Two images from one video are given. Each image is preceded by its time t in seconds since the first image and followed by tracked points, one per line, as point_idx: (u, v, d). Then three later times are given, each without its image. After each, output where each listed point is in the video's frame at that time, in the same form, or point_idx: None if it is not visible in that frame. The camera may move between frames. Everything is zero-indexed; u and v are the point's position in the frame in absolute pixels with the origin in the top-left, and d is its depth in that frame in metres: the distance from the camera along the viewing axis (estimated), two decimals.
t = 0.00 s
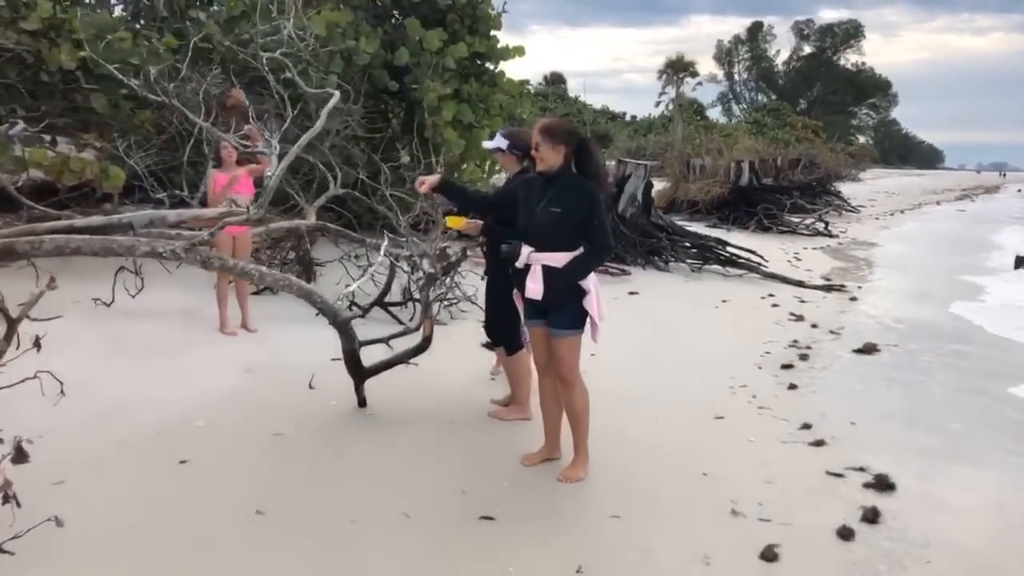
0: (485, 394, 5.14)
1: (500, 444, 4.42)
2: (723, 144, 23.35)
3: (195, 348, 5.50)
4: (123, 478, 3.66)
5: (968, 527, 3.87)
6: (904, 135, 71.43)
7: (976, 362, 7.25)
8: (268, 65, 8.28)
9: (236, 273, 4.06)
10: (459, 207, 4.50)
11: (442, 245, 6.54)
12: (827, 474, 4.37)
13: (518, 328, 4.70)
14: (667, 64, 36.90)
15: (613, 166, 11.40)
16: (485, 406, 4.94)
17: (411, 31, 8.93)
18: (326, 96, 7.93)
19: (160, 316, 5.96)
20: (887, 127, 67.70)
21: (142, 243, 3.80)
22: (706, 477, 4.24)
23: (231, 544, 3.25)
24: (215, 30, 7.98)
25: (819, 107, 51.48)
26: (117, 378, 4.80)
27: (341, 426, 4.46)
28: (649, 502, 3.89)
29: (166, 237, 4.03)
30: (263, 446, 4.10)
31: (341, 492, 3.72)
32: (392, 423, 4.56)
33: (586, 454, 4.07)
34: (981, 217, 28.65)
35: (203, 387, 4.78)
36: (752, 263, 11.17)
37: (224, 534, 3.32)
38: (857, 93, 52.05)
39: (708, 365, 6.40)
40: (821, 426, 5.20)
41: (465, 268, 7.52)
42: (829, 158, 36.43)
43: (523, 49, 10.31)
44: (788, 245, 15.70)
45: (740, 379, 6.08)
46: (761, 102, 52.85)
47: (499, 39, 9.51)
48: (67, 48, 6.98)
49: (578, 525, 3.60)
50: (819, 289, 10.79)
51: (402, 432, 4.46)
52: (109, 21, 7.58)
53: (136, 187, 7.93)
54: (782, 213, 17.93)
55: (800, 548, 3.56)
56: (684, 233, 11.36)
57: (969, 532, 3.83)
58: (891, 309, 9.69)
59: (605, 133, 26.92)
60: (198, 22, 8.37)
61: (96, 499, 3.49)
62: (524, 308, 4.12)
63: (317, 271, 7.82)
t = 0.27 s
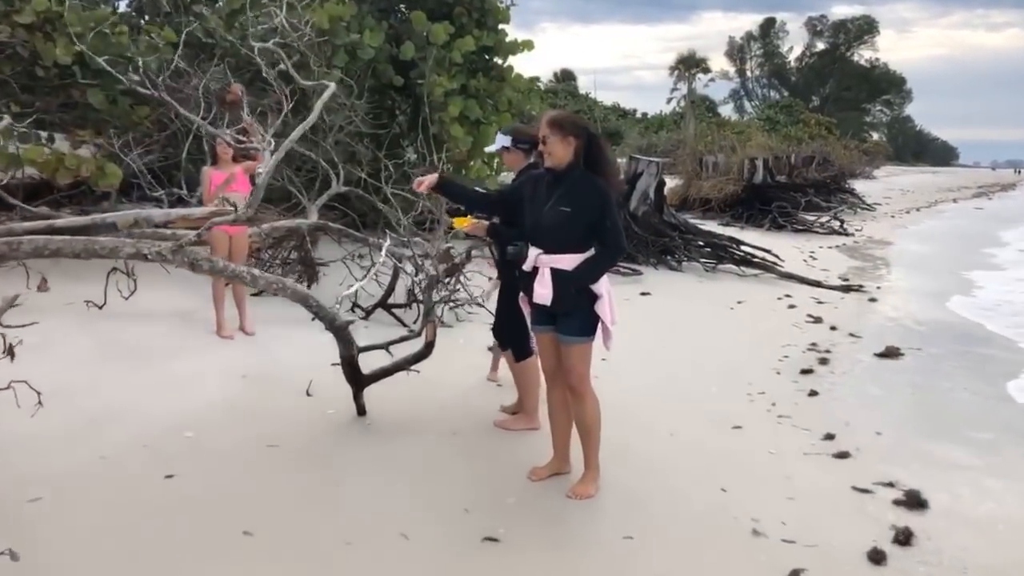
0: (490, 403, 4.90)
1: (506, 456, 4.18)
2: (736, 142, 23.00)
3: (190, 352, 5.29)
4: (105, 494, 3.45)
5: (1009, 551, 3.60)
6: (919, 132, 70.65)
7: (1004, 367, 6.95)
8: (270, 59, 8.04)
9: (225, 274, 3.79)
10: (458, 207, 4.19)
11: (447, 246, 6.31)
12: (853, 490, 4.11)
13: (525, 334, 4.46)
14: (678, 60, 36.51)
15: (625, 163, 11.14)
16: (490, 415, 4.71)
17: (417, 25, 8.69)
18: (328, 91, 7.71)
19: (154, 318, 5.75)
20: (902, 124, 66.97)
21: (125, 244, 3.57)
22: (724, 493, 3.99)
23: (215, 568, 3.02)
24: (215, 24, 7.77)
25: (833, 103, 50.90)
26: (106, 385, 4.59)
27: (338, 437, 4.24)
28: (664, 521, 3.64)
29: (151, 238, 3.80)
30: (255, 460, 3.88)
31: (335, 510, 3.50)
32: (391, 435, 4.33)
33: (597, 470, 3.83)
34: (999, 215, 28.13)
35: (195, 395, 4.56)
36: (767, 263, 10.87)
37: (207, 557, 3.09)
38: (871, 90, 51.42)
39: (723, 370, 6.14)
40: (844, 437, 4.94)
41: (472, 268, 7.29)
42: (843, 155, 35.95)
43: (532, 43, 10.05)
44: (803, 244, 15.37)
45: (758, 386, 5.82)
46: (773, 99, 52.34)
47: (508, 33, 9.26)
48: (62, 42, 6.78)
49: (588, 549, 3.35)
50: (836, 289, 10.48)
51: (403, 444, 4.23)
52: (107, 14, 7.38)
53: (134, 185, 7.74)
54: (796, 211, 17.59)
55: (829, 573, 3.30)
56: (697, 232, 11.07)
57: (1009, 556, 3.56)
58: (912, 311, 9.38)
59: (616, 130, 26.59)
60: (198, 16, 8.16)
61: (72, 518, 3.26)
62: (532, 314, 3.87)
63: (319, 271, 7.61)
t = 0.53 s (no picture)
0: (496, 416, 4.72)
1: (512, 476, 4.00)
2: (745, 142, 22.74)
3: (186, 362, 5.12)
4: (89, 517, 3.27)
5: None
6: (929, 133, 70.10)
7: None
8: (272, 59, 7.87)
9: (218, 284, 3.61)
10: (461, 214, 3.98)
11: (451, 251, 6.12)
12: (878, 513, 3.90)
13: (532, 346, 4.27)
14: (687, 61, 36.23)
15: (634, 165, 10.92)
16: (496, 431, 4.52)
17: (422, 24, 8.51)
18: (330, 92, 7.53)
19: (151, 327, 5.59)
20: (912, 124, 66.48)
21: (112, 254, 3.40)
22: (742, 516, 3.79)
23: None
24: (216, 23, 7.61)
25: (842, 103, 50.50)
26: (97, 397, 4.42)
27: (337, 455, 4.05)
28: (678, 547, 3.45)
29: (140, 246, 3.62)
30: (249, 480, 3.70)
31: (332, 535, 3.32)
32: (393, 452, 4.15)
33: (608, 491, 3.63)
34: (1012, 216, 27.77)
35: (190, 408, 4.39)
36: (780, 267, 10.65)
37: None
38: (881, 90, 51.00)
39: (738, 381, 5.93)
40: (867, 453, 4.72)
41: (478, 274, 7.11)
42: (853, 155, 35.60)
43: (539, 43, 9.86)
44: (814, 246, 15.12)
45: (774, 398, 5.61)
46: (782, 100, 51.98)
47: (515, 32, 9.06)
48: (59, 42, 6.63)
49: None
50: (851, 293, 10.25)
51: (404, 462, 4.05)
52: (105, 14, 7.23)
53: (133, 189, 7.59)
54: (807, 212, 17.33)
55: None
56: (708, 235, 10.85)
57: None
58: (930, 316, 9.14)
59: (625, 131, 26.37)
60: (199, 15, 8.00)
61: (53, 544, 3.09)
62: (539, 327, 3.68)
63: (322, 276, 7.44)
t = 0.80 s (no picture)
0: (498, 428, 4.53)
1: (514, 491, 3.81)
2: (755, 144, 22.49)
3: (179, 369, 4.96)
4: (68, 537, 3.10)
5: None
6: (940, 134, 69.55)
7: None
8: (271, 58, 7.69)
9: (203, 291, 3.43)
10: (458, 217, 3.80)
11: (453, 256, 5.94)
12: (900, 532, 3.70)
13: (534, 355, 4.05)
14: (695, 62, 35.97)
15: (643, 166, 10.81)
16: (498, 443, 4.33)
17: (426, 23, 8.35)
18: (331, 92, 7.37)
19: (145, 333, 5.44)
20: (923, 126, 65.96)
21: (91, 259, 3.23)
22: (756, 535, 3.59)
23: None
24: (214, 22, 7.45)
25: (852, 105, 50.11)
26: (84, 406, 4.25)
27: (332, 469, 3.87)
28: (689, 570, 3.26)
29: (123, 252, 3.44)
30: (239, 495, 3.52)
31: (322, 556, 3.15)
32: (390, 466, 3.97)
33: (614, 509, 3.44)
34: None
35: (179, 418, 4.21)
36: (791, 270, 10.42)
37: None
38: (891, 91, 50.58)
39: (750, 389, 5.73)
40: (886, 467, 4.51)
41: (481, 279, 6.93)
42: (864, 157, 35.25)
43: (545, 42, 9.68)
44: (826, 249, 14.87)
45: (788, 407, 5.40)
46: (791, 101, 51.63)
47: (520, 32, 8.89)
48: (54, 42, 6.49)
49: None
50: (865, 297, 10.01)
51: (401, 476, 3.88)
52: (102, 13, 7.09)
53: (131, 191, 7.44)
54: (818, 214, 17.08)
55: None
56: (718, 237, 10.64)
57: None
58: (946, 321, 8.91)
59: (633, 132, 26.15)
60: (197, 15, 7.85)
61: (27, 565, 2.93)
62: (540, 335, 3.50)
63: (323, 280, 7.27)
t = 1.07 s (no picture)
0: (493, 437, 4.34)
1: (507, 507, 3.62)
2: (764, 141, 22.19)
3: (164, 375, 4.79)
4: (32, 557, 2.93)
5: None
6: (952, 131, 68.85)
7: None
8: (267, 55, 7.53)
9: (177, 296, 3.24)
10: (447, 217, 3.59)
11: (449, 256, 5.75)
12: (916, 553, 3.49)
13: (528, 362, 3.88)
14: (704, 59, 35.64)
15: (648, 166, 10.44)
16: (493, 453, 4.14)
17: (425, 18, 8.15)
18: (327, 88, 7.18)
19: (132, 336, 5.27)
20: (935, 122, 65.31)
21: (56, 262, 3.05)
22: (763, 556, 3.38)
23: None
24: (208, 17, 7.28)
25: (863, 101, 49.61)
26: (61, 413, 4.08)
27: (316, 482, 3.69)
28: None
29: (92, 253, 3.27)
30: (216, 511, 3.34)
31: None
32: (378, 479, 3.78)
33: (611, 529, 3.24)
34: None
35: (159, 426, 4.04)
36: (801, 269, 10.18)
37: None
38: (903, 87, 50.05)
39: (757, 395, 5.51)
40: (901, 479, 4.30)
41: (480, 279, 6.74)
42: (875, 154, 34.84)
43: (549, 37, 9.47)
44: (837, 247, 14.59)
45: (797, 415, 5.18)
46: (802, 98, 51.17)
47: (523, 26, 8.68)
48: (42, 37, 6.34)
49: None
50: (877, 297, 9.76)
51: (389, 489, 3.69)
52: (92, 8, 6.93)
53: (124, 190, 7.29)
54: (829, 212, 16.79)
55: None
56: (727, 237, 10.38)
57: None
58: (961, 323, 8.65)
59: (641, 129, 25.91)
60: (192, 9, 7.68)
61: None
62: (533, 343, 3.29)
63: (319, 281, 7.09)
